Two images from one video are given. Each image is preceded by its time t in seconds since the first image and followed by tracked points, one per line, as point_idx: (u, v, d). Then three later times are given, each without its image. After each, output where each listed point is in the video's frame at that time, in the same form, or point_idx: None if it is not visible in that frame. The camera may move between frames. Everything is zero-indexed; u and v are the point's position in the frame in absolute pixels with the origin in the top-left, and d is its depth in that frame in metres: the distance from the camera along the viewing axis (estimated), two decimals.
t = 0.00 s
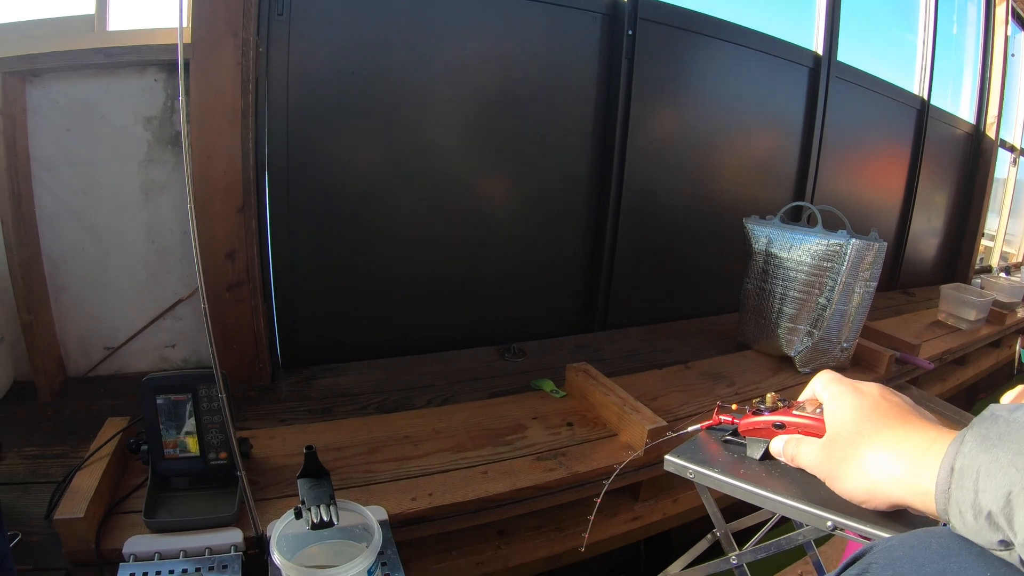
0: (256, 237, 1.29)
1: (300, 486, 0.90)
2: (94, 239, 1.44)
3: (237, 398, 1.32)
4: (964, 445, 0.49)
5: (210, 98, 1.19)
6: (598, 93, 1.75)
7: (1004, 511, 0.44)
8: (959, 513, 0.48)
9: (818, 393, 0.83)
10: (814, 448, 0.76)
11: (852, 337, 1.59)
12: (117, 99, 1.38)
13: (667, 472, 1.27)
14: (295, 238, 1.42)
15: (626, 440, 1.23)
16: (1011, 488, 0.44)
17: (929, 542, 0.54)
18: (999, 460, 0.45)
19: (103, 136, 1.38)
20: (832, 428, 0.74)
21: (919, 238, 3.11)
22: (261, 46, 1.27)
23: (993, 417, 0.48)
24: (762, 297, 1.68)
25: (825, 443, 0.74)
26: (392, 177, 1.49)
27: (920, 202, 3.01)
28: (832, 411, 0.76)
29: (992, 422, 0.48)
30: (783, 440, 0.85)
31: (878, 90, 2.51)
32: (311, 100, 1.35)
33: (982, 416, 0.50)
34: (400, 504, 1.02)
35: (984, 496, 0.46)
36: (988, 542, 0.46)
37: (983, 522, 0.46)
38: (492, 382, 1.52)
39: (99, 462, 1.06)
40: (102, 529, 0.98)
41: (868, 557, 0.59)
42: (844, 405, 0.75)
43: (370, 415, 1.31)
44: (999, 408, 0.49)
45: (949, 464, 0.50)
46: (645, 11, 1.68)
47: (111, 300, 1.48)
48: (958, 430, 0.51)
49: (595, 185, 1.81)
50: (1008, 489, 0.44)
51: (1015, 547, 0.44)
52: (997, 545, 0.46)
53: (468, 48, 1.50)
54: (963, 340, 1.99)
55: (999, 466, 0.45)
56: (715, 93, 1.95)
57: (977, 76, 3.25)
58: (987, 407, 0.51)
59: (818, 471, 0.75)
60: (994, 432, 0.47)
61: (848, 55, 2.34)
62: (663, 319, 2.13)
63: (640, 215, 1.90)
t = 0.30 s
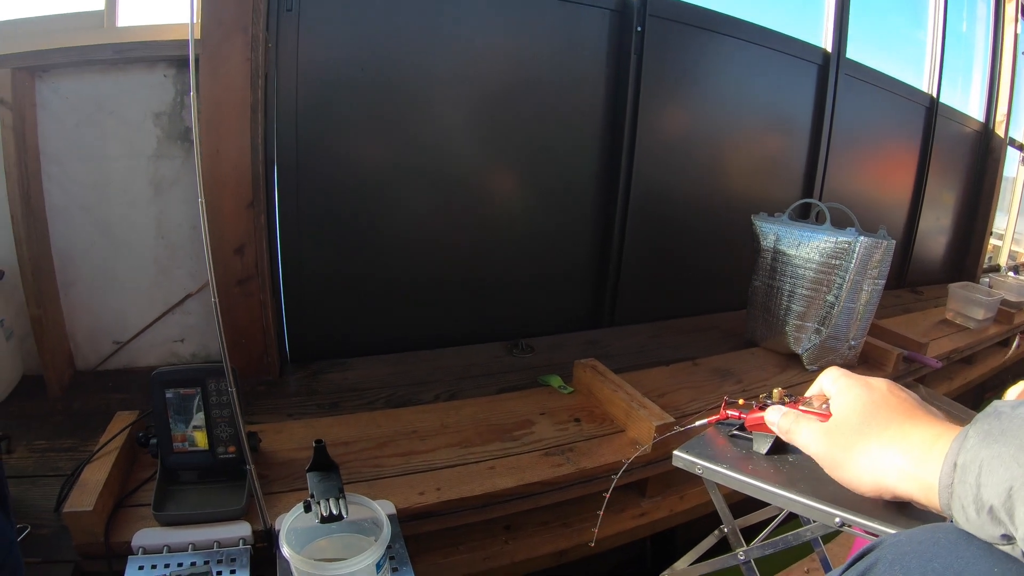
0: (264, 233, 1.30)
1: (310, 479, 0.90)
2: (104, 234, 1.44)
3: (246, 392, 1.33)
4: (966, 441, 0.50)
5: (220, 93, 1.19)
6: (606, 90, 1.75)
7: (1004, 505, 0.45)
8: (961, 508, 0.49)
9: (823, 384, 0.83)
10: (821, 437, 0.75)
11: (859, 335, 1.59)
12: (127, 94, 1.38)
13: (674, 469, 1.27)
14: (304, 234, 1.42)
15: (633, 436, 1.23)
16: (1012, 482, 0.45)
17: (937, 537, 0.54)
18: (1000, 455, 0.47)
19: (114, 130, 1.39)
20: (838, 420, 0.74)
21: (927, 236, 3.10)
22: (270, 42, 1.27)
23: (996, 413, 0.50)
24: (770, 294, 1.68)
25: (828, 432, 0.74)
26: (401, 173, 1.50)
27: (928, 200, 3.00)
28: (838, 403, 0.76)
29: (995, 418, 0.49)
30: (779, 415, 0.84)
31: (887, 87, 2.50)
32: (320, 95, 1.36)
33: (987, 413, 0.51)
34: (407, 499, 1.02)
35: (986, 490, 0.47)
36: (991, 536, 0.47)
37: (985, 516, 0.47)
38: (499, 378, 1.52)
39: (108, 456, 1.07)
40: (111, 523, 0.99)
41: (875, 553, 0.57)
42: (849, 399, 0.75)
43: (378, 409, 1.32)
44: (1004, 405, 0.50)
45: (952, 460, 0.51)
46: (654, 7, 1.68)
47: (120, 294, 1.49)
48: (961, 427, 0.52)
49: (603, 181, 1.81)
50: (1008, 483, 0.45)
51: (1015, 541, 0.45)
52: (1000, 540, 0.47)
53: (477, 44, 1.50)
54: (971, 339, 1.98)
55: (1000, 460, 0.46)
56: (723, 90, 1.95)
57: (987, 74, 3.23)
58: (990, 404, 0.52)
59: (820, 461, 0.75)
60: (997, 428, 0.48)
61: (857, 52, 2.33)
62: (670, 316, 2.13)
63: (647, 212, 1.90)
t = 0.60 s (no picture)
0: (269, 229, 1.30)
1: (314, 475, 0.90)
2: (109, 230, 1.45)
3: (251, 387, 1.33)
4: (971, 441, 0.50)
5: (224, 89, 1.19)
6: (611, 87, 1.74)
7: (1006, 504, 0.45)
8: (966, 508, 0.49)
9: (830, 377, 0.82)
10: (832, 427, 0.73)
11: (864, 334, 1.58)
12: (132, 89, 1.38)
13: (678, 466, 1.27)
14: (308, 230, 1.42)
15: (637, 433, 1.23)
16: (1014, 481, 0.45)
17: (942, 537, 0.53)
18: (1002, 454, 0.47)
19: (118, 126, 1.39)
20: (846, 410, 0.73)
21: (932, 235, 3.08)
22: (275, 38, 1.27)
23: (999, 413, 0.50)
24: (775, 292, 1.68)
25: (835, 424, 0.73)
26: (405, 170, 1.49)
27: (933, 199, 2.99)
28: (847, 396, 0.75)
29: (999, 418, 0.50)
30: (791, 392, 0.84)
31: (892, 85, 2.49)
32: (325, 91, 1.36)
33: (991, 413, 0.51)
34: (411, 495, 1.02)
35: (989, 490, 0.47)
36: (995, 537, 0.47)
37: (989, 517, 0.47)
38: (503, 375, 1.53)
39: (112, 451, 1.07)
40: (115, 517, 0.99)
41: (879, 553, 0.56)
42: (859, 394, 0.74)
43: (382, 406, 1.32)
44: (1008, 406, 0.50)
45: (957, 461, 0.51)
46: (659, 4, 1.67)
47: (125, 290, 1.49)
48: (967, 427, 0.52)
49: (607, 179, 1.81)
50: (1010, 482, 0.45)
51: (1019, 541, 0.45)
52: (1004, 541, 0.46)
53: (482, 40, 1.50)
54: (976, 338, 1.98)
55: (1001, 460, 0.47)
56: (729, 87, 1.94)
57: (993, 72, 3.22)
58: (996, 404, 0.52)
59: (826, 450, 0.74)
60: (999, 428, 0.49)
61: (862, 50, 2.32)
62: (674, 314, 2.13)
63: (652, 209, 1.90)
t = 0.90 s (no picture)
0: (270, 226, 1.30)
1: (314, 471, 0.90)
2: (110, 226, 1.45)
3: (252, 383, 1.34)
4: (960, 426, 0.50)
5: (225, 86, 1.19)
6: (613, 85, 1.74)
7: (994, 491, 0.45)
8: (953, 492, 0.49)
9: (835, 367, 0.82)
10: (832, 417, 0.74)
11: (866, 332, 1.58)
12: (134, 86, 1.38)
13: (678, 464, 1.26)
14: (309, 226, 1.42)
15: (638, 430, 1.23)
16: (1001, 467, 0.45)
17: (941, 535, 0.53)
18: (990, 440, 0.47)
19: (120, 122, 1.39)
20: (848, 399, 0.73)
21: (934, 234, 3.08)
22: (277, 35, 1.27)
23: (990, 398, 0.49)
24: (776, 290, 1.67)
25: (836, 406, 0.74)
26: (406, 167, 1.49)
27: (935, 198, 2.98)
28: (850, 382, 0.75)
29: (989, 403, 0.49)
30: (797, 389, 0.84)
31: (894, 84, 2.48)
32: (326, 87, 1.35)
33: (981, 398, 0.51)
34: (411, 492, 1.02)
35: (977, 476, 0.47)
36: (981, 524, 0.47)
37: (976, 502, 0.47)
38: (503, 371, 1.53)
39: (112, 447, 1.07)
40: (115, 513, 0.99)
41: (879, 550, 0.57)
42: (862, 381, 0.74)
43: (383, 402, 1.32)
44: (998, 391, 0.50)
45: (946, 445, 0.51)
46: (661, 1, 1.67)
47: (126, 286, 1.49)
48: (958, 411, 0.52)
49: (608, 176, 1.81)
50: (998, 468, 0.45)
51: (1005, 528, 0.45)
52: (989, 526, 0.46)
53: (483, 36, 1.49)
54: (978, 337, 1.97)
55: (991, 446, 0.46)
56: (731, 85, 1.94)
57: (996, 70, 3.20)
58: (988, 389, 0.52)
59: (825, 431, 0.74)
60: (989, 413, 0.48)
61: (865, 48, 2.31)
62: (675, 312, 2.13)
63: (653, 207, 1.90)
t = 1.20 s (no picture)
0: (265, 225, 1.30)
1: (305, 470, 0.90)
2: (106, 224, 1.45)
3: (246, 382, 1.33)
4: (934, 428, 0.50)
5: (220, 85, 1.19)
6: (608, 84, 1.74)
7: (968, 493, 0.46)
8: (926, 494, 0.50)
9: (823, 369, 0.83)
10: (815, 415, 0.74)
11: (860, 332, 1.58)
12: (130, 85, 1.38)
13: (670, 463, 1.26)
14: (303, 225, 1.42)
15: (631, 430, 1.23)
16: (977, 469, 0.45)
17: (923, 539, 0.59)
18: (965, 441, 0.47)
19: (116, 121, 1.39)
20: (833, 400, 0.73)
21: (930, 234, 3.08)
22: (273, 34, 1.27)
23: (962, 400, 0.50)
24: (771, 290, 1.67)
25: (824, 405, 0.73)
26: (401, 166, 1.49)
27: (931, 198, 2.99)
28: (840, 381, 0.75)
29: (962, 406, 0.50)
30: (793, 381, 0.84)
31: (891, 85, 2.49)
32: (322, 86, 1.35)
33: (952, 399, 0.51)
34: (403, 491, 1.02)
35: (950, 478, 0.47)
36: (954, 525, 0.48)
37: (949, 504, 0.48)
38: (497, 371, 1.52)
39: (107, 445, 1.07)
40: (110, 512, 0.99)
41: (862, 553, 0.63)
42: (851, 382, 0.74)
43: (377, 401, 1.32)
44: (968, 393, 0.51)
45: (918, 446, 0.51)
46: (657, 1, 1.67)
47: (122, 285, 1.49)
48: (931, 412, 0.52)
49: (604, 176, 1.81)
50: (972, 470, 0.46)
51: (977, 531, 0.46)
52: (961, 527, 0.47)
53: (479, 35, 1.49)
54: (973, 337, 1.97)
55: (965, 447, 0.47)
56: (727, 85, 1.94)
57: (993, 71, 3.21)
58: (959, 391, 0.52)
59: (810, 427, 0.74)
60: (962, 414, 0.49)
61: (861, 48, 2.31)
62: (671, 312, 2.13)
63: (649, 207, 1.90)
